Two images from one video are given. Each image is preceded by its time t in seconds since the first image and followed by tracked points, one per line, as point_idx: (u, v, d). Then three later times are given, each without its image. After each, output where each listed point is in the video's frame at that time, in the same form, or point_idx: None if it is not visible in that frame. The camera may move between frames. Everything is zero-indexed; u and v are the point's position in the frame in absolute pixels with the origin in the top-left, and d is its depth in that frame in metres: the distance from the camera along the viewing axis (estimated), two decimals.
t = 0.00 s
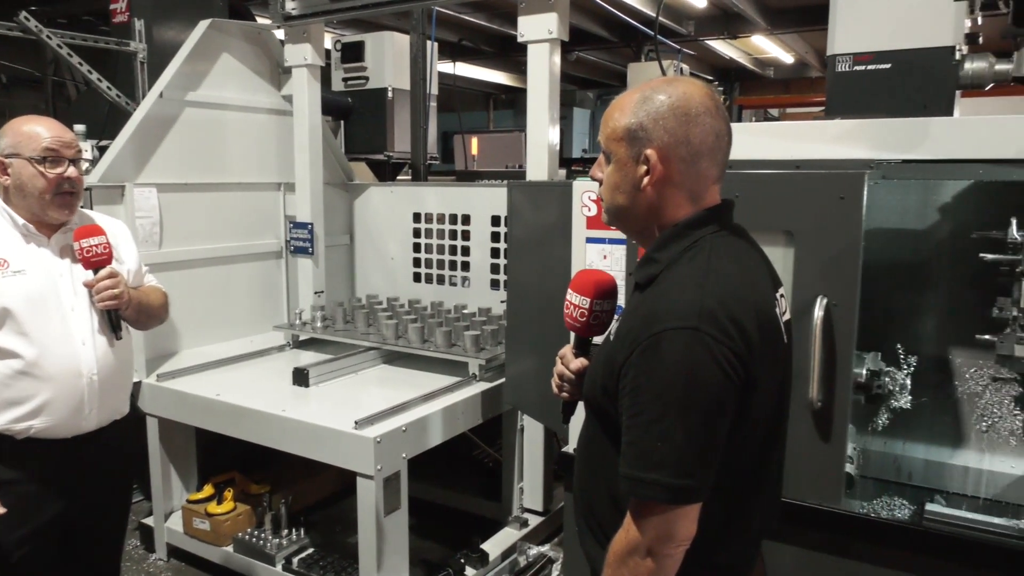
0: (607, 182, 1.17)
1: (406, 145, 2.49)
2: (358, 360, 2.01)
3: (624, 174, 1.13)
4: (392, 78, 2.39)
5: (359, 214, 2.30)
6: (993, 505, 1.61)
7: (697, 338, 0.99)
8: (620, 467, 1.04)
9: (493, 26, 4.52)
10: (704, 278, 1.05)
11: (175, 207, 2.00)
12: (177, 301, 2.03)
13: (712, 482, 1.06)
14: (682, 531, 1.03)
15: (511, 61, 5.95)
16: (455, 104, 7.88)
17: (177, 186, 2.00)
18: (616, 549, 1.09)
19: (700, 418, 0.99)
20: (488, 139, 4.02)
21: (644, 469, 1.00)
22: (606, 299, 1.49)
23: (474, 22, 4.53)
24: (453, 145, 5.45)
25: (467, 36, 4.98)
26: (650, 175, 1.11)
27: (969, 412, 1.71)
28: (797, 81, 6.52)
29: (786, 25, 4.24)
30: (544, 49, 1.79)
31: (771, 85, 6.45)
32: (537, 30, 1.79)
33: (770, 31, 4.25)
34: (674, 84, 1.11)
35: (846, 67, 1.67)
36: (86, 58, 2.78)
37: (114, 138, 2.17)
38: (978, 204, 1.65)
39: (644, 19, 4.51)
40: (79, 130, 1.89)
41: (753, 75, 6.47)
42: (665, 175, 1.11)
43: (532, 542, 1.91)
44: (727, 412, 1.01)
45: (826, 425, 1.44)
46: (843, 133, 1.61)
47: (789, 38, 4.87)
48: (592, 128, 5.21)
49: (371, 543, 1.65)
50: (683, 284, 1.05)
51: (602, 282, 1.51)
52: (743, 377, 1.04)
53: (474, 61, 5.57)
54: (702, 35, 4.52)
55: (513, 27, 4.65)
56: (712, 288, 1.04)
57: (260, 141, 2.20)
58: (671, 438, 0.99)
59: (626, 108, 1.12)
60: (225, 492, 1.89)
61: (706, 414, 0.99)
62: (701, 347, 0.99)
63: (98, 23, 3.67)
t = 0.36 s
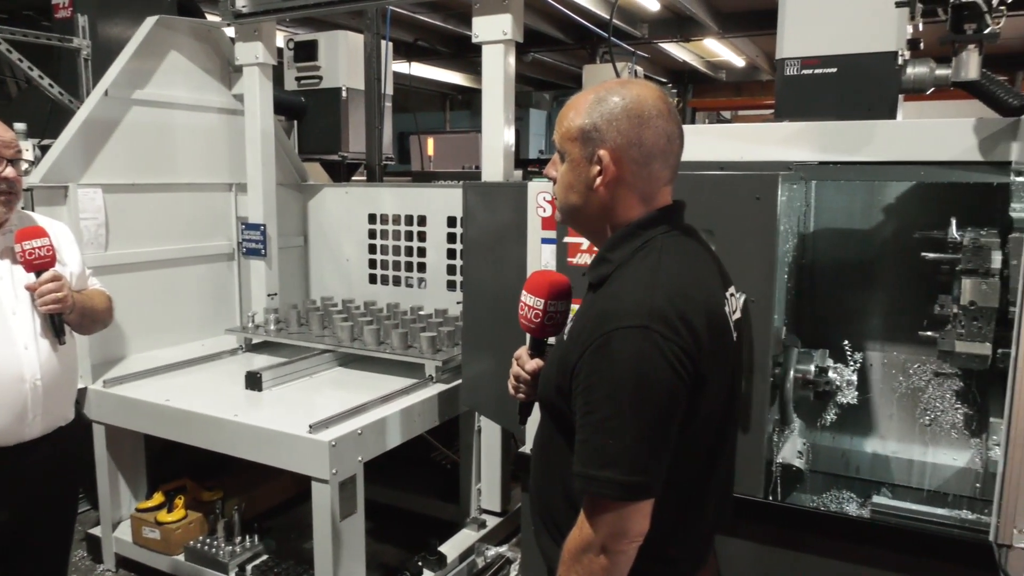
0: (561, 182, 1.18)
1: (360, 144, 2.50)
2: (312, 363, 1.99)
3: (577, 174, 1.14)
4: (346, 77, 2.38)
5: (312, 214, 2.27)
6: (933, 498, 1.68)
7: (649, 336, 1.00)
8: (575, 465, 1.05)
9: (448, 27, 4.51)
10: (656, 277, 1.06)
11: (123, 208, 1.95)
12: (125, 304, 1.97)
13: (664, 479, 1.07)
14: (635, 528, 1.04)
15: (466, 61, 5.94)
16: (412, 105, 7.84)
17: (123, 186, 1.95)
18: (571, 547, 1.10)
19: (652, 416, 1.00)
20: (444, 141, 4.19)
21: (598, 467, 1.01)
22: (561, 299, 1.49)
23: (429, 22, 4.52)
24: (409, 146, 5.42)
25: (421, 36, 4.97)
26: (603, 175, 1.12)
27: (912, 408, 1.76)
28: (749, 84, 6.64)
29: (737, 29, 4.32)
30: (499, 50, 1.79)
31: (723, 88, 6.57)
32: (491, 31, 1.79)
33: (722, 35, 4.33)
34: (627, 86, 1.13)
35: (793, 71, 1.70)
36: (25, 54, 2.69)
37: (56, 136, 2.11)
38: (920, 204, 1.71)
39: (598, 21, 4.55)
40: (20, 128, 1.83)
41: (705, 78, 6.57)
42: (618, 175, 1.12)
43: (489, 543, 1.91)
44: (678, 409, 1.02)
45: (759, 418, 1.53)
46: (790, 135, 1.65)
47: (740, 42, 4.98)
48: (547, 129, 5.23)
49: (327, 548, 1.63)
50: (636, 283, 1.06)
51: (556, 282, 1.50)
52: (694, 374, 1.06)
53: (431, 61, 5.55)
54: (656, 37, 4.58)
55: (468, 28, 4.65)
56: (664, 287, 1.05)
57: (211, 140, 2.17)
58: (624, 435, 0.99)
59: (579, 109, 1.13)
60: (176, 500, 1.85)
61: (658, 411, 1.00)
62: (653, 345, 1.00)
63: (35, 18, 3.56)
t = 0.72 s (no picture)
0: (521, 184, 1.18)
1: (320, 146, 2.47)
2: (271, 367, 1.97)
3: (538, 176, 1.14)
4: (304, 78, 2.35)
5: (270, 216, 2.24)
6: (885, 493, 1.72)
7: (609, 338, 1.01)
8: (536, 466, 1.05)
9: (408, 28, 4.49)
10: (615, 279, 1.07)
11: (73, 210, 1.90)
12: (76, 309, 1.93)
13: (624, 479, 1.08)
14: (595, 528, 1.04)
15: (427, 62, 5.92)
16: (373, 106, 7.76)
17: (74, 188, 1.90)
18: (533, 548, 1.10)
19: (612, 416, 1.00)
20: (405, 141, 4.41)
21: (559, 468, 1.01)
22: (522, 301, 1.46)
23: (388, 23, 4.49)
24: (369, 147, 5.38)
25: (381, 36, 4.94)
26: (563, 178, 1.13)
27: (866, 405, 1.80)
28: (707, 88, 6.74)
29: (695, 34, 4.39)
30: (458, 52, 1.78)
31: (682, 91, 6.65)
32: (451, 33, 1.78)
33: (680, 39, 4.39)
34: (587, 90, 1.13)
35: (750, 75, 1.72)
36: None
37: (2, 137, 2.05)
38: (870, 206, 1.75)
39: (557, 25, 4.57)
40: None
41: (664, 81, 6.64)
42: (578, 178, 1.13)
43: (453, 546, 1.90)
44: (638, 409, 1.03)
45: (716, 418, 1.56)
46: (746, 139, 1.67)
47: (698, 46, 5.06)
48: (509, 130, 5.24)
49: (287, 555, 1.60)
50: (596, 284, 1.06)
51: (518, 283, 1.47)
52: (654, 375, 1.07)
53: (391, 61, 5.52)
54: (616, 41, 4.61)
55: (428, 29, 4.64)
56: (623, 288, 1.05)
57: (165, 141, 2.13)
58: (584, 436, 1.00)
59: (540, 111, 1.14)
60: (130, 509, 1.81)
61: (617, 411, 1.00)
62: (613, 346, 1.00)
63: None
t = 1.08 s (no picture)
0: (489, 185, 1.18)
1: (285, 148, 2.47)
2: (236, 372, 1.95)
3: (506, 178, 1.14)
4: (270, 79, 2.34)
5: (235, 219, 2.22)
6: (849, 489, 1.75)
7: (577, 339, 1.01)
8: (506, 468, 1.05)
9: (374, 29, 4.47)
10: (582, 280, 1.07)
11: (30, 212, 1.86)
12: (33, 313, 1.88)
13: (594, 479, 1.08)
14: (564, 528, 1.04)
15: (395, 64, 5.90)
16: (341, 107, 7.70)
17: (30, 190, 1.86)
18: (503, 551, 1.09)
19: (580, 416, 1.00)
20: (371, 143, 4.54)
21: (529, 469, 1.01)
22: (491, 303, 1.43)
23: (355, 24, 4.47)
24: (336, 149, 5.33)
25: (348, 37, 4.92)
26: (532, 179, 1.13)
27: (830, 403, 1.83)
28: (674, 91, 6.81)
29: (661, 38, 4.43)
30: (425, 54, 1.78)
31: (649, 94, 6.71)
32: (418, 34, 1.78)
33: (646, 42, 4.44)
34: (554, 93, 1.14)
35: (714, 79, 1.73)
36: None
37: None
38: (831, 209, 1.78)
39: (525, 27, 4.56)
40: None
41: (631, 85, 6.69)
42: (546, 179, 1.13)
43: (422, 550, 1.89)
44: (606, 409, 1.03)
45: (683, 417, 1.57)
46: (711, 143, 1.69)
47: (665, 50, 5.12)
48: (478, 132, 5.24)
49: (253, 563, 1.57)
50: (564, 286, 1.07)
51: (486, 286, 1.43)
52: (622, 375, 1.07)
53: (358, 63, 5.49)
54: (583, 44, 4.62)
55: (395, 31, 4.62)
56: (590, 289, 1.06)
57: (126, 141, 2.09)
58: (553, 436, 1.00)
59: (508, 113, 1.14)
60: (91, 517, 1.78)
61: (585, 412, 1.01)
62: (580, 347, 1.01)
63: None
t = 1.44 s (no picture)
0: (464, 185, 1.17)
1: (259, 148, 2.45)
2: (210, 373, 1.93)
3: (481, 177, 1.14)
4: (242, 78, 2.32)
5: (208, 219, 2.20)
6: (822, 485, 1.77)
7: (551, 339, 1.01)
8: (481, 468, 1.04)
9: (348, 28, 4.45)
10: (556, 280, 1.07)
11: None
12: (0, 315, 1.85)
13: (568, 478, 1.08)
14: (539, 528, 1.04)
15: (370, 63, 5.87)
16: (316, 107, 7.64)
17: None
18: (477, 551, 1.09)
19: (555, 416, 1.01)
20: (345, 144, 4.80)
21: (504, 469, 1.00)
22: (466, 303, 1.42)
23: (328, 23, 4.44)
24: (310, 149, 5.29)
25: (321, 36, 4.89)
26: (507, 179, 1.12)
27: (803, 400, 1.86)
28: (650, 91, 6.82)
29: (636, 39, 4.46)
30: (400, 53, 1.77)
31: (625, 95, 6.73)
32: (392, 34, 1.77)
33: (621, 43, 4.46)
34: (529, 93, 1.14)
35: (688, 80, 1.74)
36: None
37: None
38: (802, 209, 1.81)
39: (500, 27, 4.55)
40: None
41: (607, 85, 6.71)
42: (521, 180, 1.13)
43: (398, 551, 1.89)
44: (580, 409, 1.04)
45: (659, 417, 1.58)
46: (679, 146, 1.73)
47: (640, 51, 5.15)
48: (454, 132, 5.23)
49: (227, 567, 1.54)
50: (538, 286, 1.07)
51: (461, 286, 1.42)
52: (596, 375, 1.07)
53: (332, 62, 5.45)
54: (559, 45, 4.62)
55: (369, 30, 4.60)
56: (564, 289, 1.06)
57: (95, 140, 2.05)
58: (527, 436, 1.00)
59: (483, 113, 1.14)
60: (61, 523, 1.75)
61: (559, 411, 1.01)
62: (555, 346, 1.01)
63: None
